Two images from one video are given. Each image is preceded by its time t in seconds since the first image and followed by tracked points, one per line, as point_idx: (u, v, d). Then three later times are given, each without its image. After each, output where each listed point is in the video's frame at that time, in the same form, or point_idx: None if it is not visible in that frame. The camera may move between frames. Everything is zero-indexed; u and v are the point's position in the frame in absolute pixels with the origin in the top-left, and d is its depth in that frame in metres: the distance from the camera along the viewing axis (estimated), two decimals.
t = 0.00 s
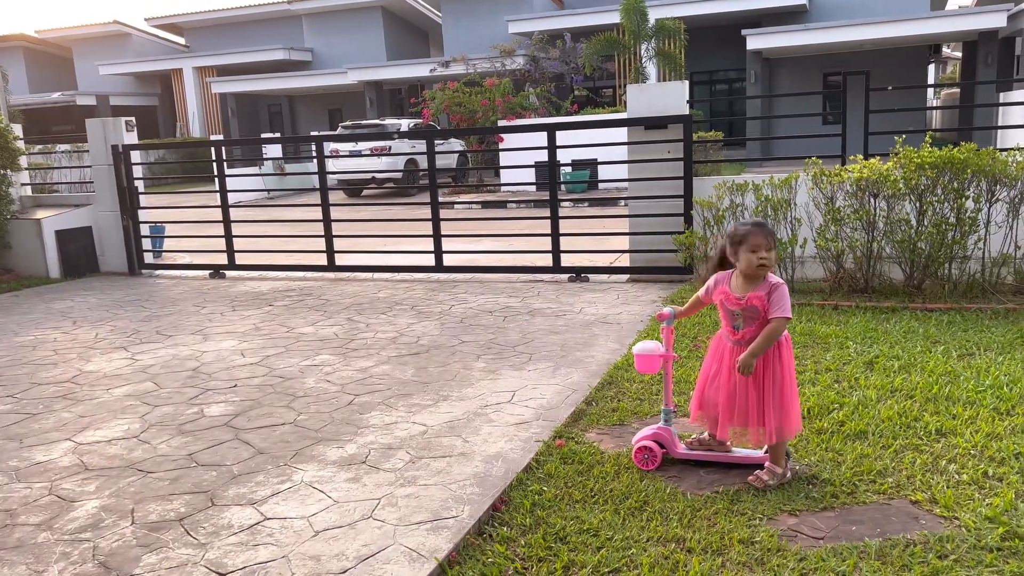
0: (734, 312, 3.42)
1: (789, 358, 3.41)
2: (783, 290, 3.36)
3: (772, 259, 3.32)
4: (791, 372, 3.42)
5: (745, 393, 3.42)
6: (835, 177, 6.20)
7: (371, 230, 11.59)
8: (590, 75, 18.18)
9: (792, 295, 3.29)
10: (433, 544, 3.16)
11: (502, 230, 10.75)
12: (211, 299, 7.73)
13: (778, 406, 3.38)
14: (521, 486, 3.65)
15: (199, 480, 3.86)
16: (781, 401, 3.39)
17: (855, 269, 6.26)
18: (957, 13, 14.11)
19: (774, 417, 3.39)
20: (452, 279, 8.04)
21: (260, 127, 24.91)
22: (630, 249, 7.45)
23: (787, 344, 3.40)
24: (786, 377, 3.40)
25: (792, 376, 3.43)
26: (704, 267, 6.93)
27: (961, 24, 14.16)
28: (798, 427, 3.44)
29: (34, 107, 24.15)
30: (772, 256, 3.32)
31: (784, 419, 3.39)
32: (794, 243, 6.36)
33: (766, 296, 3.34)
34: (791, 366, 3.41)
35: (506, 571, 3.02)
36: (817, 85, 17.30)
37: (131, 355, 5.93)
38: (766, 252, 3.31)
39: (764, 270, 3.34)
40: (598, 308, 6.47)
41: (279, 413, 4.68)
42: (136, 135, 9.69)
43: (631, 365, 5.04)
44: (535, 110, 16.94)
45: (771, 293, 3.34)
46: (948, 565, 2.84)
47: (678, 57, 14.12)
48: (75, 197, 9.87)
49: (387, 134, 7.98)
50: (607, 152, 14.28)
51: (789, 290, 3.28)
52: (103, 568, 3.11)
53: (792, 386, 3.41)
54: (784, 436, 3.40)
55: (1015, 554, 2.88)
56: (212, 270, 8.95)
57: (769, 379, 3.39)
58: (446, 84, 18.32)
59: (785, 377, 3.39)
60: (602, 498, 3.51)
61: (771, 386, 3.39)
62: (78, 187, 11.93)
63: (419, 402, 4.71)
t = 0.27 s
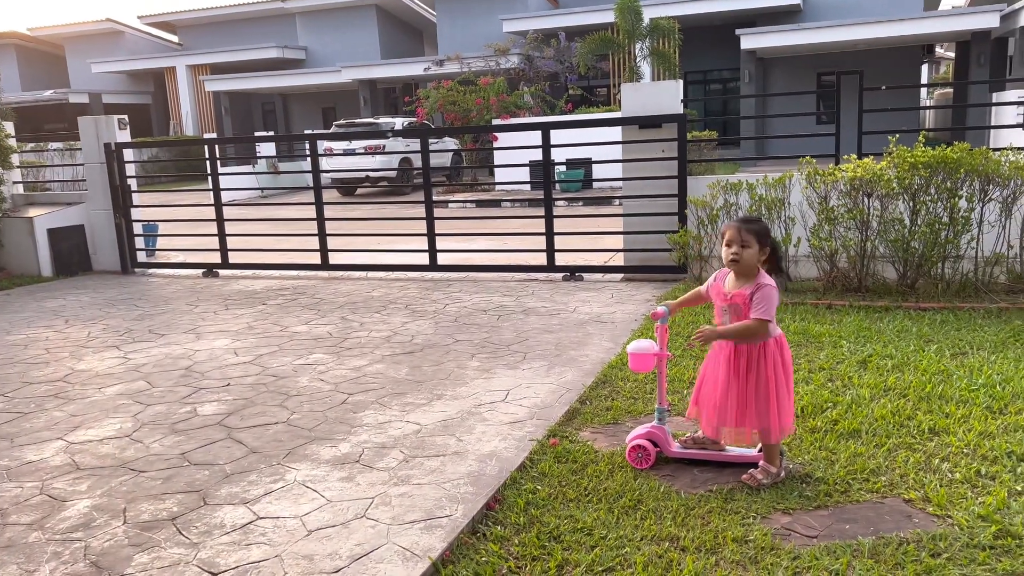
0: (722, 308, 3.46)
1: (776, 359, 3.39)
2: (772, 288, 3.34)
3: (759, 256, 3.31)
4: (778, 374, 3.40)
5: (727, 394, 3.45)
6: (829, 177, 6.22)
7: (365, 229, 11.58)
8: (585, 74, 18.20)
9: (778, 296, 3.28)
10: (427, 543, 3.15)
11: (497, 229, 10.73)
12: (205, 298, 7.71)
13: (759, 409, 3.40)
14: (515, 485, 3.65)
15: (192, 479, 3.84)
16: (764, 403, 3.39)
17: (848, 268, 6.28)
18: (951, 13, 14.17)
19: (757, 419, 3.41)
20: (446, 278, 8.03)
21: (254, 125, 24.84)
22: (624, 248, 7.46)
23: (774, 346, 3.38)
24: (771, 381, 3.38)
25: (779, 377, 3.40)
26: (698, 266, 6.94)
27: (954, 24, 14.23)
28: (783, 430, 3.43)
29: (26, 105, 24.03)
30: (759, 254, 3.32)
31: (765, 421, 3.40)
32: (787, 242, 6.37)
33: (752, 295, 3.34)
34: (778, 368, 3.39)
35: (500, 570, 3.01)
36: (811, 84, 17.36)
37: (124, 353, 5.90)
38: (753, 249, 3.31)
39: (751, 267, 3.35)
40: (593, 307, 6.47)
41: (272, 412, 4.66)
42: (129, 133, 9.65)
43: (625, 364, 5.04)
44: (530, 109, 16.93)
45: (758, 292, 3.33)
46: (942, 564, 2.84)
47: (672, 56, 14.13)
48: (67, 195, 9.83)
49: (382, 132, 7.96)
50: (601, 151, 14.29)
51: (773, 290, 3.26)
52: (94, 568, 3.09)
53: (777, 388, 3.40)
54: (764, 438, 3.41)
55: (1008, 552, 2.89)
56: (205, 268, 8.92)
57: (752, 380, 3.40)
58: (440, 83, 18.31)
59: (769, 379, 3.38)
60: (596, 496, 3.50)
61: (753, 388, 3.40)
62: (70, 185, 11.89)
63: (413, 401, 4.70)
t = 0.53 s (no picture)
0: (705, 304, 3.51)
1: (754, 357, 3.38)
2: (746, 286, 3.34)
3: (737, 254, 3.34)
4: (757, 373, 3.38)
5: (708, 389, 3.52)
6: (821, 176, 6.24)
7: (358, 228, 11.55)
8: (578, 73, 18.22)
9: (750, 292, 3.29)
10: (420, 541, 3.14)
11: (490, 228, 10.73)
12: (196, 296, 7.67)
13: (739, 405, 3.42)
14: (508, 483, 3.64)
15: (183, 478, 3.82)
16: (744, 399, 3.42)
17: (840, 267, 6.30)
18: (943, 13, 14.24)
19: (738, 414, 3.44)
20: (439, 277, 8.01)
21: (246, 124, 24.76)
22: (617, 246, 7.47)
23: (751, 343, 3.38)
24: (748, 378, 3.39)
25: (758, 376, 3.39)
26: (691, 265, 6.95)
27: (946, 24, 14.31)
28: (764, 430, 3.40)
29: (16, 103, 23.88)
30: (737, 251, 3.34)
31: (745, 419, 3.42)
32: (780, 240, 6.39)
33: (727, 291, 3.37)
34: (756, 366, 3.38)
35: (493, 568, 3.00)
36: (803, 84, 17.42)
37: (115, 352, 5.87)
38: (731, 247, 3.34)
39: (730, 264, 3.38)
40: (586, 305, 6.47)
41: (264, 410, 4.65)
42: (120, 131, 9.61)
43: (617, 362, 5.05)
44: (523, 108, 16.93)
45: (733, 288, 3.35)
46: (933, 561, 2.85)
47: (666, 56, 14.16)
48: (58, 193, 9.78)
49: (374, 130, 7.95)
50: (594, 150, 14.30)
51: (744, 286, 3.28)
52: (85, 567, 3.07)
53: (756, 387, 3.39)
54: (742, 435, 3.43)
55: (998, 549, 2.90)
56: (197, 267, 8.88)
57: (732, 376, 3.42)
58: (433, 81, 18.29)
59: (747, 377, 3.39)
60: (589, 494, 3.50)
61: (731, 385, 3.43)
62: (61, 183, 11.83)
63: (406, 399, 4.69)
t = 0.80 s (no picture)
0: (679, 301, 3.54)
1: (722, 353, 3.40)
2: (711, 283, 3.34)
3: (706, 252, 3.36)
4: (724, 369, 3.40)
5: (685, 384, 3.58)
6: (812, 175, 6.27)
7: (350, 226, 11.53)
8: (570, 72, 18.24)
9: (713, 289, 3.31)
10: (411, 540, 3.14)
11: (481, 226, 10.71)
12: (187, 294, 7.64)
13: (709, 400, 3.46)
14: (499, 481, 3.64)
15: (174, 477, 3.80)
16: (714, 395, 3.44)
17: (831, 265, 6.32)
18: (933, 13, 14.31)
19: (711, 410, 3.46)
20: (431, 275, 8.01)
21: (237, 122, 24.67)
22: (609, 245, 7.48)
23: (717, 340, 3.40)
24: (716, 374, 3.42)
25: (725, 372, 3.40)
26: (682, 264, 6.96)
27: (936, 24, 14.40)
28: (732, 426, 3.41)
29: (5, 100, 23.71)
30: (706, 250, 3.36)
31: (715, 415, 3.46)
32: (771, 239, 6.42)
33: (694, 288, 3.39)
34: (722, 363, 3.40)
35: (485, 566, 3.00)
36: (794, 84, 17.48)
37: (105, 350, 5.84)
38: (699, 245, 3.37)
39: (699, 261, 3.40)
40: (578, 304, 6.48)
41: (255, 408, 4.63)
42: (110, 128, 9.55)
43: (609, 360, 5.05)
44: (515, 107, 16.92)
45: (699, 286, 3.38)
46: (922, 558, 2.86)
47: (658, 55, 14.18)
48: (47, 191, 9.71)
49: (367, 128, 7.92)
50: (586, 148, 14.32)
51: (706, 284, 3.30)
52: (74, 566, 3.05)
53: (724, 383, 3.40)
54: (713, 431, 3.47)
55: (987, 545, 2.92)
56: (188, 265, 8.84)
57: (703, 372, 3.46)
58: (425, 79, 18.26)
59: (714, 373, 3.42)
60: (580, 492, 3.51)
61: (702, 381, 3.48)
62: (50, 181, 11.75)
63: (397, 397, 4.69)
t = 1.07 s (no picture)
0: (656, 292, 3.59)
1: (691, 344, 3.45)
2: (681, 275, 3.39)
3: (676, 243, 3.40)
4: (693, 358, 3.45)
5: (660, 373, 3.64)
6: (803, 174, 6.28)
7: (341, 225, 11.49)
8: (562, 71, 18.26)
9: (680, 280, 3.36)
10: (403, 538, 3.13)
11: (473, 225, 10.70)
12: (177, 293, 7.61)
13: (679, 388, 3.52)
14: (491, 480, 3.64)
15: (164, 476, 3.79)
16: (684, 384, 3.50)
17: (821, 264, 6.35)
18: (924, 13, 14.39)
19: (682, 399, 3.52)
20: (423, 274, 8.00)
21: (228, 120, 24.57)
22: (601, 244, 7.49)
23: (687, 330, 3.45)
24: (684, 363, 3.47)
25: (694, 361, 3.45)
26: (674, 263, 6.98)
27: (927, 24, 14.48)
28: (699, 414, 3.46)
29: None
30: (676, 241, 3.40)
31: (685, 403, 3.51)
32: (762, 238, 6.44)
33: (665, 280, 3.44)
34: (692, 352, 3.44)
35: (476, 564, 3.00)
36: (785, 83, 17.54)
37: (95, 349, 5.81)
38: (669, 237, 3.41)
39: (671, 253, 3.44)
40: (570, 303, 6.48)
41: (246, 407, 4.62)
42: (99, 126, 9.50)
43: (601, 359, 5.06)
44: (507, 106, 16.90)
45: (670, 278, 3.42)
46: (912, 555, 2.88)
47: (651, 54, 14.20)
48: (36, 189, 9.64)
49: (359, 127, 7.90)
50: (578, 147, 14.35)
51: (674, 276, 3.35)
52: (64, 566, 3.04)
53: (693, 373, 3.45)
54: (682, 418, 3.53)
55: (976, 542, 2.94)
56: (179, 264, 8.80)
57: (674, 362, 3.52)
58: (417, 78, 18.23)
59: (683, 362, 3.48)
60: (572, 490, 3.51)
61: (675, 368, 3.55)
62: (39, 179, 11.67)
63: (389, 396, 4.68)
